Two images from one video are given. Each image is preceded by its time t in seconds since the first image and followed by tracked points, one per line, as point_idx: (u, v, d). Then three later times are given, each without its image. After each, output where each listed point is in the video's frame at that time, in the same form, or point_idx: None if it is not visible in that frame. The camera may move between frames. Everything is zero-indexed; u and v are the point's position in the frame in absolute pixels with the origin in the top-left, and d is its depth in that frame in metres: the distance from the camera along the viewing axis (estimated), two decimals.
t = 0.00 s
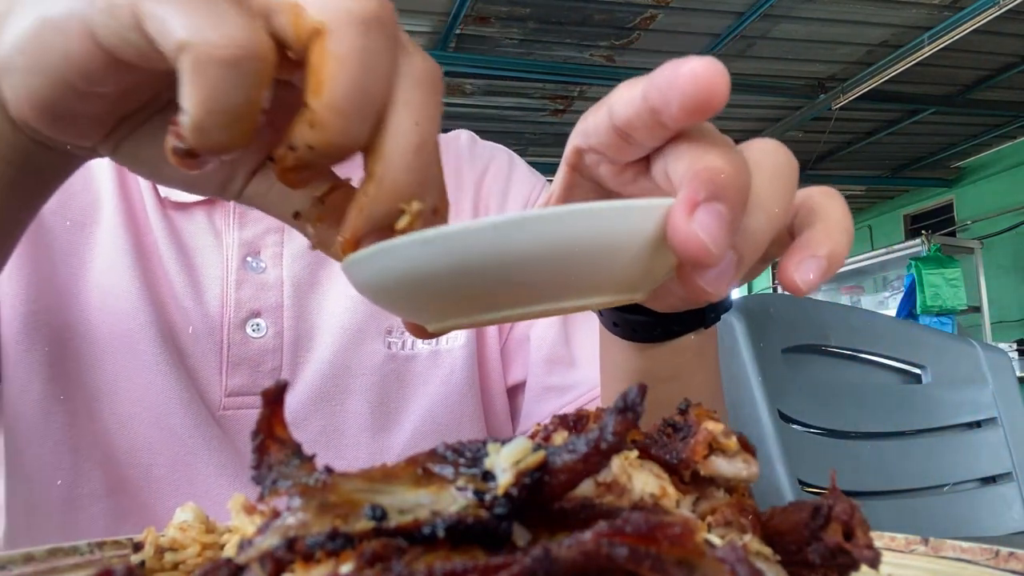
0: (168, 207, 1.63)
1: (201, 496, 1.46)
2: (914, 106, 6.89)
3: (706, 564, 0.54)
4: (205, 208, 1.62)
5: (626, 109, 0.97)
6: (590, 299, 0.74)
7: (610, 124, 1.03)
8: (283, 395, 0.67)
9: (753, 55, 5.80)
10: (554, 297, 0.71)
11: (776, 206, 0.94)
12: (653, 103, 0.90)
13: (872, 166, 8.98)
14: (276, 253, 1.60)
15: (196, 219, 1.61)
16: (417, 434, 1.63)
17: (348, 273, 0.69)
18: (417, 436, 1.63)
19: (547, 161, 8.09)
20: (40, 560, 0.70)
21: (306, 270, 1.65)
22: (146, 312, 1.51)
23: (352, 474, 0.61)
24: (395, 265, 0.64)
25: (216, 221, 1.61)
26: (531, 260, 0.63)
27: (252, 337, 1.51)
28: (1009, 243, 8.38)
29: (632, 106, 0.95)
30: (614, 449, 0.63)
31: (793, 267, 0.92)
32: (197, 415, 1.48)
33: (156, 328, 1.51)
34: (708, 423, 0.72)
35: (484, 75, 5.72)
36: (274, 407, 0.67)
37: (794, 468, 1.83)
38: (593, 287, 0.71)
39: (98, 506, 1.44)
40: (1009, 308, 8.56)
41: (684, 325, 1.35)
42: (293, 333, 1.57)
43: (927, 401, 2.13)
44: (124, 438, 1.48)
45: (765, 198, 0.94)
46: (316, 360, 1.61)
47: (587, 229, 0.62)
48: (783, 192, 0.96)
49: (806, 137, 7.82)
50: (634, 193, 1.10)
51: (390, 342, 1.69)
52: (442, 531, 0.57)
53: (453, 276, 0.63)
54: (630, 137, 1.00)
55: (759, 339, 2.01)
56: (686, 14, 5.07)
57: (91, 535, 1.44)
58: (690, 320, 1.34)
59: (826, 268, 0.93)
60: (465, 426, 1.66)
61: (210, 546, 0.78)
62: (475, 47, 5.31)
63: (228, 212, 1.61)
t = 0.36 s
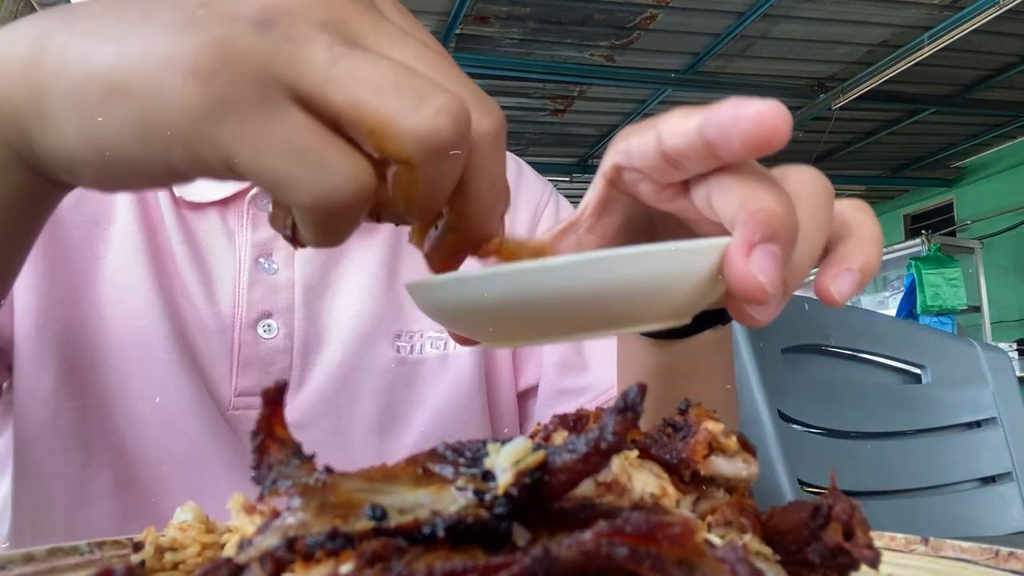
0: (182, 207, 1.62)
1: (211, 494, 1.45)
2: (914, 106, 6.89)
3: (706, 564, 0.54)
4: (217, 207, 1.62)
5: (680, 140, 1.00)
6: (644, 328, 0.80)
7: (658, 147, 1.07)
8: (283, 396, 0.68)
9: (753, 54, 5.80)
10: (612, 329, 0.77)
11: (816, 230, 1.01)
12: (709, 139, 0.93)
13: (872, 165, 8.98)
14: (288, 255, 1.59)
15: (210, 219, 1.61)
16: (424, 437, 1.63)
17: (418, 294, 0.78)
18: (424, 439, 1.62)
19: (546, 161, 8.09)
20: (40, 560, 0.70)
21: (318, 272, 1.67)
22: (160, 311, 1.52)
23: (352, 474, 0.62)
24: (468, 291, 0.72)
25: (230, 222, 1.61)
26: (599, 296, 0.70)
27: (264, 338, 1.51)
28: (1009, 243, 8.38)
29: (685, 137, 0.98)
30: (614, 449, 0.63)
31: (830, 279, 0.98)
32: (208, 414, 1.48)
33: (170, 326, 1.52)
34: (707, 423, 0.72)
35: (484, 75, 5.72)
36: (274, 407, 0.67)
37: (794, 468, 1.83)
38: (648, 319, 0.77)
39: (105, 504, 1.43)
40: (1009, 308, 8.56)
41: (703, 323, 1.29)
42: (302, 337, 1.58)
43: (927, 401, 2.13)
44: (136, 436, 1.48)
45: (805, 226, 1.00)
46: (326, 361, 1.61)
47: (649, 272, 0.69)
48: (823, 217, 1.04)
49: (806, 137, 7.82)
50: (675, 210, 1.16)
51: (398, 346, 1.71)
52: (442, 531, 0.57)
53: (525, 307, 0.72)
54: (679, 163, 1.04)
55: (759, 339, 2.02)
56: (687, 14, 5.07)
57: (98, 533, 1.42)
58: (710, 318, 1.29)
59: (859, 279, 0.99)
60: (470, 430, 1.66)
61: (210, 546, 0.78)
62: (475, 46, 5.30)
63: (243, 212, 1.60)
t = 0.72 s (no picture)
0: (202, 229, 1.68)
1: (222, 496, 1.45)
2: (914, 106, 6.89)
3: (706, 564, 0.54)
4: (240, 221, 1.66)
5: (716, 169, 1.06)
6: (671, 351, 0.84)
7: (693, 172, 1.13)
8: (283, 396, 0.68)
9: (753, 54, 5.80)
10: (640, 349, 0.81)
11: (842, 274, 1.02)
12: (746, 168, 0.99)
13: (872, 165, 8.98)
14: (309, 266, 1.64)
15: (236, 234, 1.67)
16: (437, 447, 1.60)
17: (455, 305, 0.84)
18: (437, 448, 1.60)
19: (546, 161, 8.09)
20: (40, 560, 0.70)
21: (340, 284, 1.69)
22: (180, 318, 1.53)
23: (352, 475, 0.62)
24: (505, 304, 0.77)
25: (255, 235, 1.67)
26: (632, 320, 0.75)
27: (283, 343, 1.55)
28: (1009, 243, 8.38)
29: (722, 166, 1.04)
30: (614, 449, 0.63)
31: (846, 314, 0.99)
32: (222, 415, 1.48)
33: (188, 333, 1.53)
34: (707, 423, 0.72)
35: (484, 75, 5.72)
36: (274, 407, 0.67)
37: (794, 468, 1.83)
38: (675, 342, 0.81)
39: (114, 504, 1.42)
40: (1009, 308, 8.55)
41: (717, 350, 1.27)
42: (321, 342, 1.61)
43: (927, 401, 2.14)
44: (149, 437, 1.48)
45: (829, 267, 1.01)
46: (342, 372, 1.61)
47: (682, 297, 0.73)
48: (846, 259, 1.04)
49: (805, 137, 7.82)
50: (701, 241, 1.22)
51: (414, 357, 1.70)
52: (442, 531, 0.57)
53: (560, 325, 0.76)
54: (713, 191, 1.10)
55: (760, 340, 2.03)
56: (687, 14, 5.07)
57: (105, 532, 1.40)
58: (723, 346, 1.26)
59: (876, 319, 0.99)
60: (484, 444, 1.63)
61: (209, 546, 0.78)
62: (475, 46, 5.31)
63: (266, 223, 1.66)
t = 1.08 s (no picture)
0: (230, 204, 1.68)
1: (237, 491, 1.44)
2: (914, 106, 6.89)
3: (706, 564, 0.54)
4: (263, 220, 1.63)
5: (732, 154, 1.06)
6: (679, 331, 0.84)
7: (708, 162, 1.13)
8: (283, 396, 0.68)
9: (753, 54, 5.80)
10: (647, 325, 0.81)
11: (858, 264, 1.02)
12: (764, 150, 0.99)
13: (872, 165, 8.99)
14: (333, 261, 1.60)
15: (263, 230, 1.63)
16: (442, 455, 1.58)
17: (467, 272, 0.82)
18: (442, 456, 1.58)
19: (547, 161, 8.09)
20: (40, 560, 0.70)
21: (359, 283, 1.62)
22: (201, 304, 1.51)
23: (352, 475, 0.62)
24: (517, 271, 0.76)
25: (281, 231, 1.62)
26: (642, 288, 0.74)
27: (299, 342, 1.50)
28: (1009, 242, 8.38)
29: (739, 150, 1.04)
30: (614, 449, 0.64)
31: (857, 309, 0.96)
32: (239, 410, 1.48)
33: (211, 319, 1.50)
34: (707, 423, 0.72)
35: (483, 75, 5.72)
36: (274, 408, 0.67)
37: (794, 469, 1.83)
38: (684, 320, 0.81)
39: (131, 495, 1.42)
40: (1009, 308, 8.55)
41: (728, 365, 1.31)
42: (339, 341, 1.54)
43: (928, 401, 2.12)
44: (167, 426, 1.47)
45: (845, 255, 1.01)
46: (357, 372, 1.55)
47: (688, 268, 0.73)
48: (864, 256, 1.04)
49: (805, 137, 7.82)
50: (713, 235, 1.21)
51: (427, 364, 1.65)
52: (442, 531, 0.56)
53: (566, 292, 0.75)
54: (729, 178, 1.10)
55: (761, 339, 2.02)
56: (687, 14, 5.07)
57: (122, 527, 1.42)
58: (734, 362, 1.31)
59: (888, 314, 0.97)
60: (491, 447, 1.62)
61: (210, 546, 0.78)
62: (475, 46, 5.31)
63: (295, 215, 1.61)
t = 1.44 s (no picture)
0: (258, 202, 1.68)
1: (251, 486, 1.41)
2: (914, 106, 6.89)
3: (706, 564, 0.54)
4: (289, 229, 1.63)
5: (686, 148, 1.05)
6: (634, 329, 0.82)
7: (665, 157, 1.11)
8: (283, 396, 0.68)
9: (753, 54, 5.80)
10: (597, 321, 0.80)
11: (817, 257, 1.00)
12: (712, 144, 0.98)
13: (872, 165, 8.98)
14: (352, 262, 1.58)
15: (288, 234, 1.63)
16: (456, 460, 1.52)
17: (415, 277, 0.82)
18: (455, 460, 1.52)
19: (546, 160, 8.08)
20: (40, 560, 0.70)
21: (381, 285, 1.61)
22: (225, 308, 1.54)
23: (352, 475, 0.62)
24: (463, 268, 0.75)
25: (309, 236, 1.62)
26: (590, 283, 0.73)
27: (319, 341, 1.48)
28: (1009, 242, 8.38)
29: (691, 143, 1.03)
30: (614, 449, 0.63)
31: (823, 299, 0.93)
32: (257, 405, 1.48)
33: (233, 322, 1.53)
34: (708, 423, 0.72)
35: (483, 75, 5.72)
36: (274, 407, 0.67)
37: (795, 469, 1.83)
38: (638, 316, 0.79)
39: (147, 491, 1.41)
40: (1009, 308, 8.55)
41: (721, 366, 1.33)
42: (358, 341, 1.53)
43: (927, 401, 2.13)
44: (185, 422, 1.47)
45: (801, 246, 1.00)
46: (373, 373, 1.53)
47: (632, 263, 0.72)
48: (823, 251, 1.02)
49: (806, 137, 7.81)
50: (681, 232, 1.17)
51: (444, 368, 1.61)
52: (442, 531, 0.56)
53: (511, 286, 0.75)
54: (687, 173, 1.08)
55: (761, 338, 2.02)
56: (687, 14, 5.07)
57: (134, 527, 1.39)
58: (728, 361, 1.33)
59: (857, 304, 0.93)
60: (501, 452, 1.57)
61: (210, 546, 0.78)
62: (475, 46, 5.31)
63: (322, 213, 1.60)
